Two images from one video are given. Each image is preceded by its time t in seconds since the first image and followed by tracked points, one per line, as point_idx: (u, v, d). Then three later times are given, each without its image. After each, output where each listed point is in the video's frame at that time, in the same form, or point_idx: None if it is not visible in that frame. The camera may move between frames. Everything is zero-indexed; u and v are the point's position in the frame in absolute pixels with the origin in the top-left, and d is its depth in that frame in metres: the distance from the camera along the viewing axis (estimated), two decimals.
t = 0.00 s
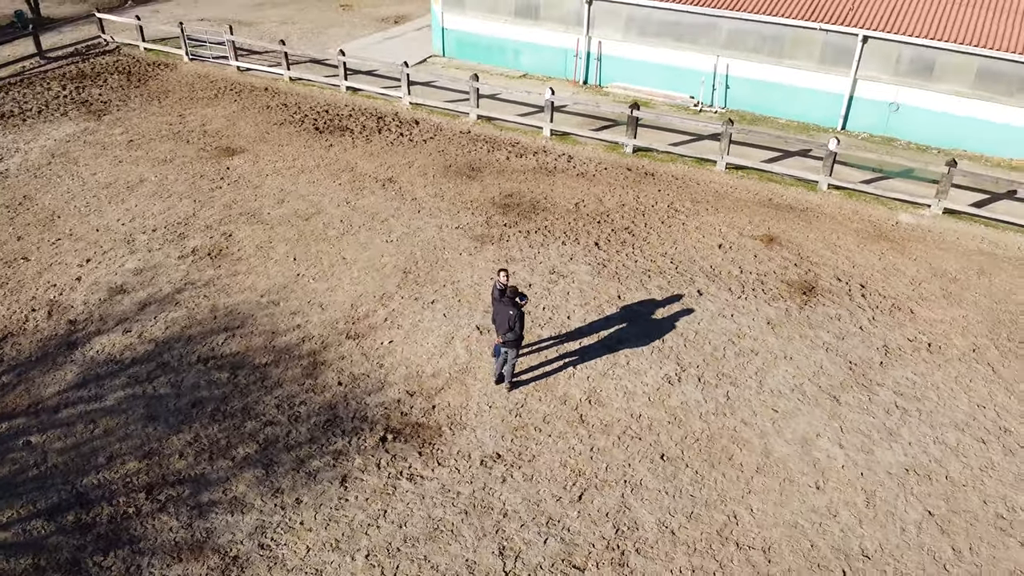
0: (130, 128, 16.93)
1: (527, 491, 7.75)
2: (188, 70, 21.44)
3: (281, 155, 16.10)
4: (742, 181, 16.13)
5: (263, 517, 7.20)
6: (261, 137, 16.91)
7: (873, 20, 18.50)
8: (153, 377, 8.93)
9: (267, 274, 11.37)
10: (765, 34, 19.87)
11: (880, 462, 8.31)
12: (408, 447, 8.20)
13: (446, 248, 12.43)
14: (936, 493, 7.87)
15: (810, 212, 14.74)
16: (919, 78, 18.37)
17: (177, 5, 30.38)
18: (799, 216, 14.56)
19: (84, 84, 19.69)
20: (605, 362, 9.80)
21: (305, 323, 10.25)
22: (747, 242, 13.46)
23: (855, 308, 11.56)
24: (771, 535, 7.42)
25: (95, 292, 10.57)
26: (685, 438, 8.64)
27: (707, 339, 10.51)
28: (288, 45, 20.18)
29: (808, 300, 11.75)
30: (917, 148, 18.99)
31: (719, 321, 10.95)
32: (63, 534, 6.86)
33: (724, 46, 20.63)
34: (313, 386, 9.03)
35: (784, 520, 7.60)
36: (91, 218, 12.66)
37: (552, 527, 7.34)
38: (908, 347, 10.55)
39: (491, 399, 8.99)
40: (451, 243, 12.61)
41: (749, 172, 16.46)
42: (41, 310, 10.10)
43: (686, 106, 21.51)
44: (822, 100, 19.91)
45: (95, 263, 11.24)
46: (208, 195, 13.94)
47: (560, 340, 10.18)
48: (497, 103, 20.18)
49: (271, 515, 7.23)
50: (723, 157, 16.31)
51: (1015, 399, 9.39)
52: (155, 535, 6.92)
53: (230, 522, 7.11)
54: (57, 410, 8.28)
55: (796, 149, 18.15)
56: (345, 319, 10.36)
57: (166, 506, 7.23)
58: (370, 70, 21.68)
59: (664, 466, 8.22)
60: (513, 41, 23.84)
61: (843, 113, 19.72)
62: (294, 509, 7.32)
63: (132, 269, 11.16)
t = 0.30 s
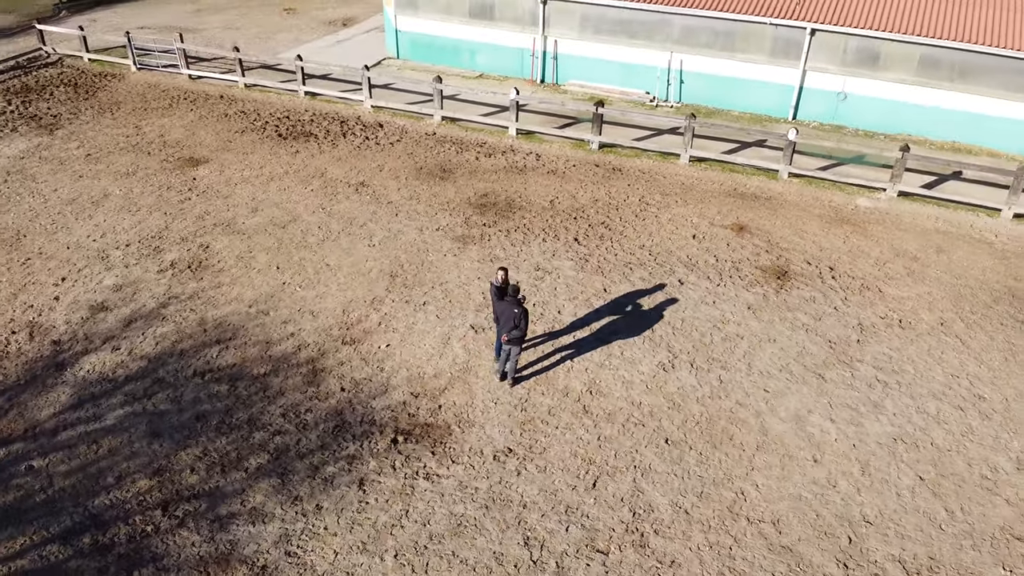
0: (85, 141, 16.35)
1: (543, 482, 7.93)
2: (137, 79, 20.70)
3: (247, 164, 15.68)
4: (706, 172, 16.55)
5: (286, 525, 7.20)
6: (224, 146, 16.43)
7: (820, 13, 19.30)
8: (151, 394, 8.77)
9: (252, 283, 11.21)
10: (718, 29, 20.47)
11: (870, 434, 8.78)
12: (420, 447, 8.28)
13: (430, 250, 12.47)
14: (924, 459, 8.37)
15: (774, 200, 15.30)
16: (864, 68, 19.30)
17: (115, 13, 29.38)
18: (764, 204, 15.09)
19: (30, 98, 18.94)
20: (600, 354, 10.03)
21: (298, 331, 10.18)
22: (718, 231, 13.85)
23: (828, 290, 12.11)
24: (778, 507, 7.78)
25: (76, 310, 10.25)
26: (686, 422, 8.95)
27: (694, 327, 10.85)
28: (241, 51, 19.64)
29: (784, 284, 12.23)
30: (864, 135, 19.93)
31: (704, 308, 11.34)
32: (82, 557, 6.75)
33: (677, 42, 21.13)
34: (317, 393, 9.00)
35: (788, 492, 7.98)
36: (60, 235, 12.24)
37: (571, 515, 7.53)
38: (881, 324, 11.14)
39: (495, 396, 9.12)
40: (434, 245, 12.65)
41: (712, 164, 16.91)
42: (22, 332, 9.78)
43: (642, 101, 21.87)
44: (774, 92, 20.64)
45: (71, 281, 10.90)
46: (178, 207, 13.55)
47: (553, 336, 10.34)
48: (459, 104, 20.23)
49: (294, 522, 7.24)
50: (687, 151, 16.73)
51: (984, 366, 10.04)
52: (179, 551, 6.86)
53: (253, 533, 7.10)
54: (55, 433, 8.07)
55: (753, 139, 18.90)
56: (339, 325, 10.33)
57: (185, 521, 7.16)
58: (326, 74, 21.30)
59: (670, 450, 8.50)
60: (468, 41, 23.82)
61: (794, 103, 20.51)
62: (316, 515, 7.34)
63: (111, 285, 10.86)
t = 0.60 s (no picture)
0: (40, 158, 15.75)
1: (556, 473, 8.13)
2: (84, 92, 19.98)
3: (213, 174, 15.29)
4: (670, 166, 16.94)
5: (309, 531, 7.24)
6: (187, 157, 15.96)
7: (768, 8, 19.96)
8: (151, 411, 8.64)
9: (238, 295, 11.06)
10: (670, 26, 20.93)
11: (856, 407, 9.30)
12: (432, 447, 8.39)
13: (413, 253, 12.50)
14: (908, 428, 8.93)
15: (738, 190, 15.84)
16: (812, 59, 20.22)
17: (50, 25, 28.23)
18: (729, 194, 15.61)
19: None
20: (594, 346, 10.29)
21: (292, 339, 10.12)
22: (689, 223, 14.22)
23: (799, 274, 12.66)
24: (780, 481, 8.17)
25: (58, 331, 9.95)
26: (683, 406, 9.28)
27: (680, 316, 11.19)
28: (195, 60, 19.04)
29: (757, 270, 12.71)
30: (814, 124, 20.89)
31: (686, 297, 11.72)
32: None
33: (631, 40, 21.50)
34: (321, 400, 8.99)
35: (787, 466, 8.38)
36: (28, 256, 11.80)
37: (588, 502, 7.77)
38: (853, 304, 11.76)
39: (498, 392, 9.29)
40: (416, 248, 12.69)
41: (674, 158, 17.31)
42: (4, 356, 9.46)
43: (600, 99, 22.19)
44: (726, 85, 21.30)
45: (48, 301, 10.56)
46: (148, 220, 13.16)
47: (547, 330, 10.56)
48: (420, 106, 20.21)
49: (317, 528, 7.28)
50: (651, 146, 17.07)
51: (950, 339, 10.74)
52: (205, 565, 6.85)
53: (278, 541, 7.12)
54: (57, 456, 7.90)
55: (709, 132, 19.51)
56: (333, 332, 10.31)
57: (206, 535, 7.14)
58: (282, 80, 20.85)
59: (672, 434, 8.81)
60: (424, 43, 23.58)
61: (746, 96, 21.22)
62: (339, 519, 7.41)
63: (91, 303, 10.57)
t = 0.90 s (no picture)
0: None
1: (567, 465, 8.35)
2: (31, 107, 19.25)
3: (180, 187, 14.88)
4: (636, 163, 17.29)
5: (334, 538, 7.29)
6: (150, 171, 15.50)
7: (719, 7, 20.57)
8: (154, 429, 8.51)
9: (225, 308, 10.90)
10: (625, 26, 21.21)
11: (840, 384, 9.82)
12: (442, 447, 8.51)
13: (397, 258, 12.52)
14: (890, 402, 9.48)
15: (703, 184, 16.30)
16: (762, 54, 20.93)
17: None
18: (696, 187, 16.07)
19: None
20: (587, 340, 10.54)
21: (288, 349, 10.05)
22: (661, 217, 14.56)
23: (771, 261, 13.18)
24: (780, 458, 8.58)
25: (43, 354, 9.67)
26: (680, 393, 9.62)
27: (666, 307, 11.50)
28: (148, 72, 18.49)
29: (731, 260, 13.17)
30: (767, 116, 21.68)
31: (669, 288, 12.05)
32: None
33: (586, 40, 21.68)
34: (325, 408, 9.00)
35: (784, 443, 8.80)
36: None
37: (602, 490, 8.01)
38: (824, 287, 12.35)
39: (501, 390, 9.45)
40: (399, 252, 12.71)
41: (639, 155, 17.67)
42: None
43: (558, 99, 22.34)
44: (680, 82, 21.83)
45: (27, 325, 10.23)
46: (119, 237, 12.79)
47: (539, 328, 10.72)
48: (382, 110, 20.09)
49: (341, 534, 7.34)
50: (615, 144, 17.36)
51: (917, 315, 11.47)
52: None
53: (304, 550, 7.16)
54: (63, 481, 7.73)
55: (667, 129, 19.97)
56: (328, 340, 10.28)
57: (230, 549, 7.13)
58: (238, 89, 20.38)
59: (673, 420, 9.13)
60: (380, 48, 23.18)
61: (700, 91, 21.80)
62: (361, 524, 7.47)
63: (74, 324, 10.29)
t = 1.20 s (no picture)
0: None
1: (580, 459, 8.56)
2: None
3: (150, 204, 14.45)
4: (606, 162, 17.56)
5: (361, 546, 7.35)
6: (116, 188, 15.03)
7: (673, 8, 21.15)
8: (161, 450, 8.40)
9: (217, 324, 10.74)
10: (583, 29, 21.54)
11: (827, 368, 10.31)
12: (456, 450, 8.62)
13: (384, 266, 12.51)
14: (874, 381, 10.00)
15: (672, 181, 16.68)
16: (716, 53, 21.56)
17: None
18: (666, 184, 16.45)
19: None
20: (583, 337, 10.79)
21: (287, 362, 9.99)
22: (637, 215, 14.84)
23: (747, 253, 13.64)
24: (779, 441, 8.96)
25: (33, 381, 9.41)
26: (678, 383, 9.94)
27: (654, 302, 11.79)
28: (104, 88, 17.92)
29: (709, 253, 13.56)
30: (723, 113, 22.30)
31: (654, 283, 12.35)
32: None
33: (546, 43, 21.91)
34: (334, 419, 9.00)
35: (782, 427, 9.19)
36: None
37: (616, 482, 8.25)
38: (798, 276, 12.89)
39: (505, 391, 9.60)
40: (385, 260, 12.70)
41: (608, 155, 17.94)
42: None
43: (521, 102, 22.50)
44: (638, 83, 22.22)
45: (10, 352, 9.92)
46: (94, 257, 12.44)
47: (534, 328, 10.89)
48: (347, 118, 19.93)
49: (368, 542, 7.40)
50: (585, 145, 17.59)
51: (889, 298, 12.15)
52: None
53: (333, 560, 7.19)
54: (75, 509, 7.60)
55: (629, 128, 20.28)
56: (326, 351, 10.25)
57: (258, 565, 7.13)
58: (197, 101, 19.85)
59: (675, 411, 9.42)
60: (338, 56, 22.79)
61: (658, 91, 22.25)
62: (386, 530, 7.54)
63: (61, 349, 10.03)
